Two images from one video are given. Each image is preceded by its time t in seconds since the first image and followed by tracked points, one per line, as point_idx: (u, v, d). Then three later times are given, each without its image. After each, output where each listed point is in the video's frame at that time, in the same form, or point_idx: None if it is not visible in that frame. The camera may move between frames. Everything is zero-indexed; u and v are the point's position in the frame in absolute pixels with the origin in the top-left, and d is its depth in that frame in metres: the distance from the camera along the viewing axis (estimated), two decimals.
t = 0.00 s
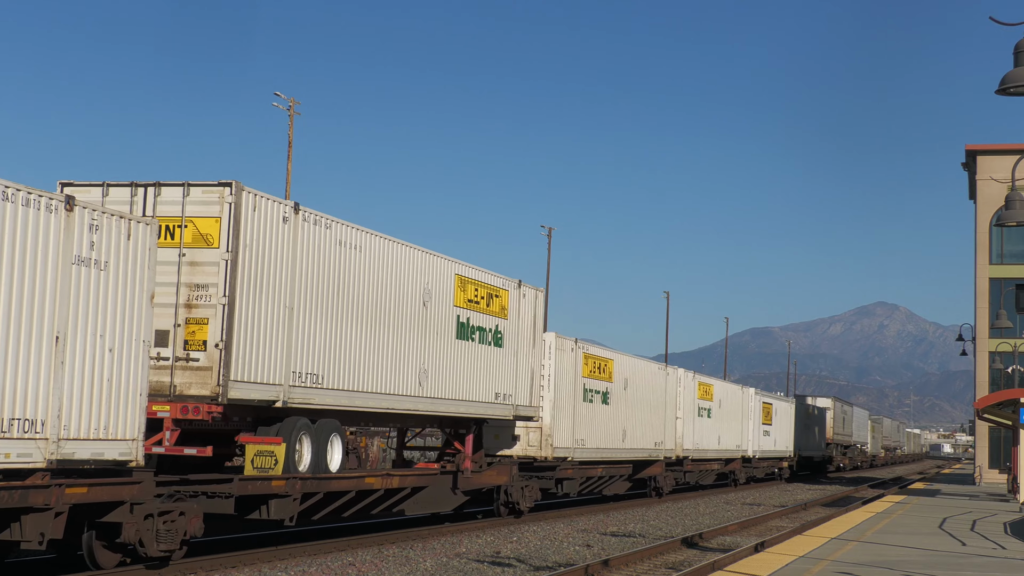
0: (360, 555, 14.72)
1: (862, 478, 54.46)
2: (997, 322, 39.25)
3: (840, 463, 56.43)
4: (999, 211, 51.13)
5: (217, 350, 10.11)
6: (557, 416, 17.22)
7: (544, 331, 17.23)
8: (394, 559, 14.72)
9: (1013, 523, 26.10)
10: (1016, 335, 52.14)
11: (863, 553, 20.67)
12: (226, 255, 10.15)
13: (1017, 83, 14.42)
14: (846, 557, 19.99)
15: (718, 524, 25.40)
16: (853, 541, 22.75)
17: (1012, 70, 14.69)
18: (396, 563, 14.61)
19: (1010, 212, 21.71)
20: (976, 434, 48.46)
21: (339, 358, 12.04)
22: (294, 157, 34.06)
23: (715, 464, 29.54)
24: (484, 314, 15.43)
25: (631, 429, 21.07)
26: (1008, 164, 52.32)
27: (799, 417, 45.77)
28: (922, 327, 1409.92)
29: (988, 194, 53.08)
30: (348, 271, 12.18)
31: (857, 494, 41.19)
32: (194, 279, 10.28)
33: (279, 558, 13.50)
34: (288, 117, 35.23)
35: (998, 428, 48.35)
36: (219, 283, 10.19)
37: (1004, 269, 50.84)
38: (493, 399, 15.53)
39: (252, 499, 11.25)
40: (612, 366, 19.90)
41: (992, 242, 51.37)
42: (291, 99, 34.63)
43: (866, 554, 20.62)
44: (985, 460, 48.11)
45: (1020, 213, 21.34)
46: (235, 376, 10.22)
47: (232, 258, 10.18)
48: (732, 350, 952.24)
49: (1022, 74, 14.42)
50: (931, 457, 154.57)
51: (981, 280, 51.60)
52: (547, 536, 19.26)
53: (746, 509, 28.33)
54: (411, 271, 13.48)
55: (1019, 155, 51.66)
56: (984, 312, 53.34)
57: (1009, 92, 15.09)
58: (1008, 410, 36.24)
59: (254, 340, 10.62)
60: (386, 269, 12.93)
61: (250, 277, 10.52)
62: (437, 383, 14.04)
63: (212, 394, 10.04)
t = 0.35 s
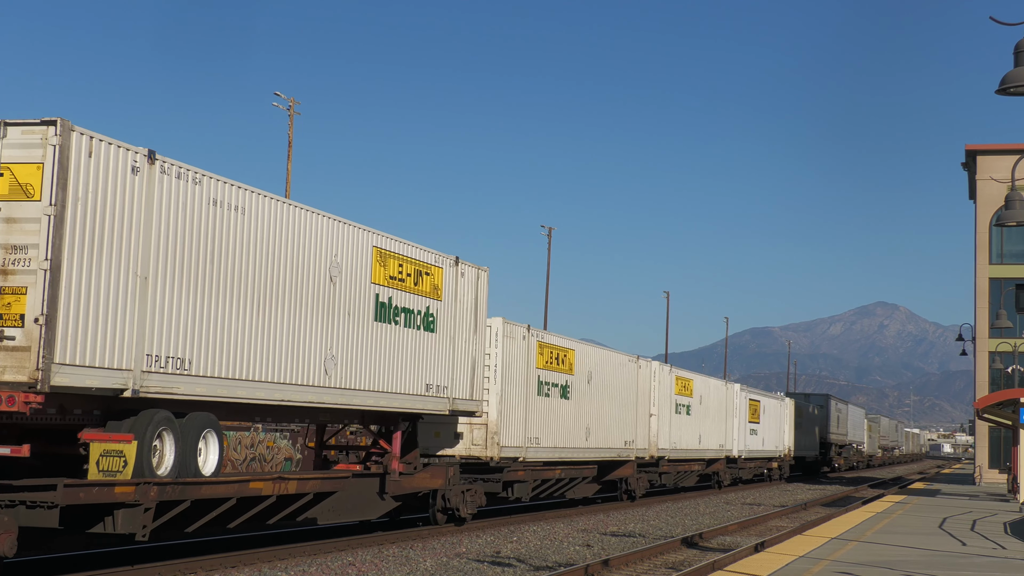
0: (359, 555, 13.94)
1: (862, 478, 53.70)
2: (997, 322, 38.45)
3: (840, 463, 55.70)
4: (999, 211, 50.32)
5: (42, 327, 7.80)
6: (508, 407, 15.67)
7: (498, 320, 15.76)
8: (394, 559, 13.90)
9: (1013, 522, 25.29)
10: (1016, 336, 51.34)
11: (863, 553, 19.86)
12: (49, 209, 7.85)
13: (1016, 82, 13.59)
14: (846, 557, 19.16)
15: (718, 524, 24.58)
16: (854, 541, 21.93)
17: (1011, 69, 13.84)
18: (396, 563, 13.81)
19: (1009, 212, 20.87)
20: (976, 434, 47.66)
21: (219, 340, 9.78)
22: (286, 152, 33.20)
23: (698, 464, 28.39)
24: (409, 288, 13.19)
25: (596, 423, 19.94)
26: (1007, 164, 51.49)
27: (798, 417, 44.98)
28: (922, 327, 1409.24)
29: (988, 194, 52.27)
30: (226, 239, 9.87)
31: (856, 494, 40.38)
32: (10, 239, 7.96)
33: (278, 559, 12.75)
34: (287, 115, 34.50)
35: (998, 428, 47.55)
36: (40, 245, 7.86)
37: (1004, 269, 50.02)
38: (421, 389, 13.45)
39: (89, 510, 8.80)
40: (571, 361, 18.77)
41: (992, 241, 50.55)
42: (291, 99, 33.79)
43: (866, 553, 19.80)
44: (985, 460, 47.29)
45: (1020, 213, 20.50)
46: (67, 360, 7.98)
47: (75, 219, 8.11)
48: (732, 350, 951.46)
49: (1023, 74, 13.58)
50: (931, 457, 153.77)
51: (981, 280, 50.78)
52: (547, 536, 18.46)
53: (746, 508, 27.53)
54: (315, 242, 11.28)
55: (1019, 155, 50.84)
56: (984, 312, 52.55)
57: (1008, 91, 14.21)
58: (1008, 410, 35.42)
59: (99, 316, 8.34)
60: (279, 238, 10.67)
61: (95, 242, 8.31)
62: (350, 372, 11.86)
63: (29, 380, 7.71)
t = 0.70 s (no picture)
0: (358, 555, 14.63)
1: (861, 477, 54.58)
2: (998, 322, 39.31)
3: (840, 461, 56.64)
4: (999, 211, 51.18)
5: None
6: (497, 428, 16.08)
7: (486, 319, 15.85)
8: (395, 558, 14.70)
9: (1014, 523, 26.16)
10: (1016, 335, 52.24)
11: (863, 553, 20.73)
12: None
13: (1017, 81, 14.44)
14: (846, 557, 20.02)
15: (718, 525, 25.45)
16: (854, 541, 22.80)
17: (1012, 69, 14.69)
18: (395, 562, 14.58)
19: (1010, 210, 21.74)
20: (976, 434, 48.53)
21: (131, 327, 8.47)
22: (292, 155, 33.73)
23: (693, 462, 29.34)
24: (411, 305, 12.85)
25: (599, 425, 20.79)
26: (1008, 164, 52.35)
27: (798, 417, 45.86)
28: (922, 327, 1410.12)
29: (989, 194, 53.16)
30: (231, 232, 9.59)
31: (857, 493, 41.24)
32: None
33: (274, 560, 13.54)
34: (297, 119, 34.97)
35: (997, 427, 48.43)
36: None
37: (1004, 269, 50.91)
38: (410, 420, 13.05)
39: None
40: (565, 361, 19.05)
41: (992, 241, 51.45)
42: (291, 99, 33.63)
43: (866, 554, 20.68)
44: (985, 460, 48.19)
45: (1020, 212, 21.34)
46: (27, 353, 7.48)
47: (30, 205, 7.57)
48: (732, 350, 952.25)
49: (1021, 74, 14.43)
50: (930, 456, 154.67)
51: (981, 280, 51.67)
52: (547, 536, 19.35)
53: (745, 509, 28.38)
54: (324, 246, 11.00)
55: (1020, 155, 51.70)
56: (984, 312, 53.45)
57: (1009, 90, 15.08)
58: (1008, 410, 36.34)
59: None
60: (284, 239, 10.40)
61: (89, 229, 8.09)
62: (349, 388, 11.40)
63: None
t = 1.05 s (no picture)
0: (360, 556, 13.39)
1: (861, 478, 53.24)
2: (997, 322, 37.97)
3: (840, 462, 55.30)
4: (999, 211, 49.87)
5: None
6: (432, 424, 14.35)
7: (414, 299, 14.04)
8: (393, 559, 13.45)
9: (1013, 523, 24.87)
10: (1017, 336, 50.90)
11: (862, 554, 19.42)
12: None
13: (1017, 82, 13.06)
14: (845, 557, 18.73)
15: (718, 525, 24.14)
16: (853, 541, 21.49)
17: (1011, 68, 13.31)
18: (396, 564, 13.32)
19: (1009, 212, 20.34)
20: (976, 434, 47.23)
21: None
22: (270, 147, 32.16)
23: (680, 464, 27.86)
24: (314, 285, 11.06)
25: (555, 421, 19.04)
26: (1007, 164, 51.06)
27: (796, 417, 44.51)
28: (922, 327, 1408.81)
29: (988, 194, 51.84)
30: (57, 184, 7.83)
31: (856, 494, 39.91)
32: None
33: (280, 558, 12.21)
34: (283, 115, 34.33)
35: (998, 428, 47.11)
36: None
37: (1004, 269, 49.61)
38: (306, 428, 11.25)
39: None
40: (517, 348, 17.24)
41: (992, 241, 50.13)
42: (291, 99, 34.48)
43: (865, 554, 19.38)
44: (986, 460, 46.89)
45: (1020, 213, 20.00)
46: None
47: None
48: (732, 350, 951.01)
49: (1022, 73, 13.09)
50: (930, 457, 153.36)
51: (981, 280, 50.34)
52: (547, 535, 18.04)
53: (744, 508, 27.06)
54: (191, 205, 9.16)
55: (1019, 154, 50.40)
56: (984, 313, 52.11)
57: (1007, 92, 13.62)
58: (1007, 410, 34.98)
59: None
60: (135, 194, 8.53)
61: None
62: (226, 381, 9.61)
63: None
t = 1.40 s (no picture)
0: (360, 555, 14.56)
1: (862, 478, 54.45)
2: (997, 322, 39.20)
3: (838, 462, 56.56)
4: (999, 211, 51.06)
5: None
6: (479, 428, 14.90)
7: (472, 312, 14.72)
8: (394, 559, 14.58)
9: (1012, 523, 26.04)
10: (1016, 336, 52.10)
11: (862, 554, 20.60)
12: None
13: (1017, 83, 14.21)
14: (845, 557, 19.91)
15: (718, 524, 25.32)
16: (853, 541, 22.66)
17: (1011, 71, 14.44)
18: (396, 562, 14.48)
19: (1009, 212, 21.51)
20: (976, 434, 48.42)
21: None
22: (298, 152, 33.47)
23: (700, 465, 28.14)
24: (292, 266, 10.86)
25: (591, 425, 18.95)
26: (1007, 164, 52.24)
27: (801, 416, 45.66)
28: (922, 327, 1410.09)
29: (988, 194, 53.03)
30: None
31: (856, 494, 41.09)
32: None
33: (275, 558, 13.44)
34: (290, 117, 34.45)
35: (998, 428, 48.29)
36: None
37: (1004, 269, 50.78)
38: (352, 442, 11.85)
39: None
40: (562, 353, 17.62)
41: (992, 242, 51.29)
42: (290, 99, 34.04)
43: (865, 554, 20.56)
44: (985, 460, 48.08)
45: (1019, 213, 21.16)
46: None
47: None
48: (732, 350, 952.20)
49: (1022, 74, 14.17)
50: (930, 456, 154.70)
51: (981, 280, 51.53)
52: (547, 536, 19.22)
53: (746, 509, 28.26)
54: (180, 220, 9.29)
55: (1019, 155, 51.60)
56: (984, 312, 53.31)
57: (1009, 91, 14.81)
58: (1007, 410, 36.18)
59: None
60: (132, 207, 8.66)
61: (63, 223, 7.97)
62: (203, 376, 9.55)
63: None
